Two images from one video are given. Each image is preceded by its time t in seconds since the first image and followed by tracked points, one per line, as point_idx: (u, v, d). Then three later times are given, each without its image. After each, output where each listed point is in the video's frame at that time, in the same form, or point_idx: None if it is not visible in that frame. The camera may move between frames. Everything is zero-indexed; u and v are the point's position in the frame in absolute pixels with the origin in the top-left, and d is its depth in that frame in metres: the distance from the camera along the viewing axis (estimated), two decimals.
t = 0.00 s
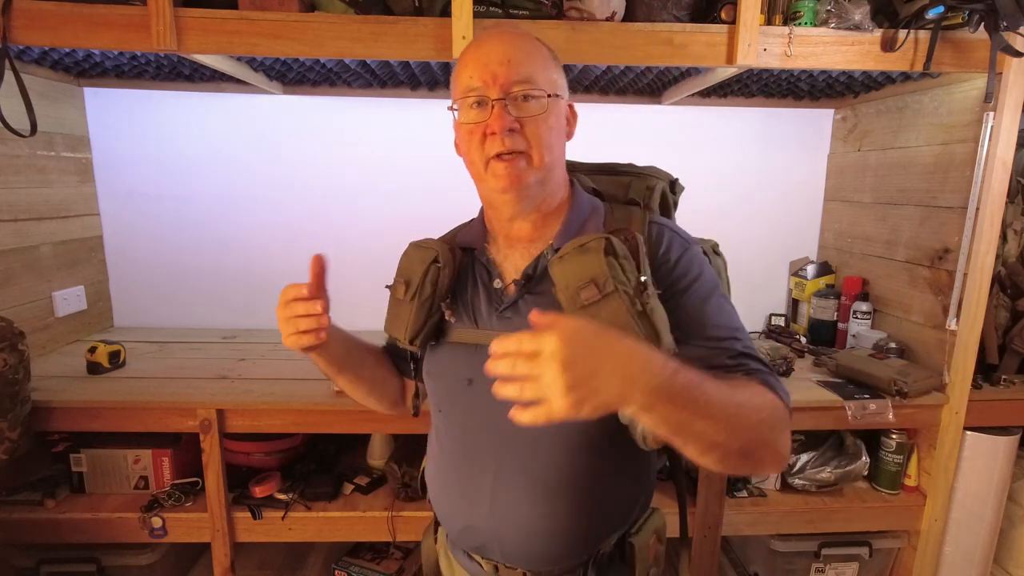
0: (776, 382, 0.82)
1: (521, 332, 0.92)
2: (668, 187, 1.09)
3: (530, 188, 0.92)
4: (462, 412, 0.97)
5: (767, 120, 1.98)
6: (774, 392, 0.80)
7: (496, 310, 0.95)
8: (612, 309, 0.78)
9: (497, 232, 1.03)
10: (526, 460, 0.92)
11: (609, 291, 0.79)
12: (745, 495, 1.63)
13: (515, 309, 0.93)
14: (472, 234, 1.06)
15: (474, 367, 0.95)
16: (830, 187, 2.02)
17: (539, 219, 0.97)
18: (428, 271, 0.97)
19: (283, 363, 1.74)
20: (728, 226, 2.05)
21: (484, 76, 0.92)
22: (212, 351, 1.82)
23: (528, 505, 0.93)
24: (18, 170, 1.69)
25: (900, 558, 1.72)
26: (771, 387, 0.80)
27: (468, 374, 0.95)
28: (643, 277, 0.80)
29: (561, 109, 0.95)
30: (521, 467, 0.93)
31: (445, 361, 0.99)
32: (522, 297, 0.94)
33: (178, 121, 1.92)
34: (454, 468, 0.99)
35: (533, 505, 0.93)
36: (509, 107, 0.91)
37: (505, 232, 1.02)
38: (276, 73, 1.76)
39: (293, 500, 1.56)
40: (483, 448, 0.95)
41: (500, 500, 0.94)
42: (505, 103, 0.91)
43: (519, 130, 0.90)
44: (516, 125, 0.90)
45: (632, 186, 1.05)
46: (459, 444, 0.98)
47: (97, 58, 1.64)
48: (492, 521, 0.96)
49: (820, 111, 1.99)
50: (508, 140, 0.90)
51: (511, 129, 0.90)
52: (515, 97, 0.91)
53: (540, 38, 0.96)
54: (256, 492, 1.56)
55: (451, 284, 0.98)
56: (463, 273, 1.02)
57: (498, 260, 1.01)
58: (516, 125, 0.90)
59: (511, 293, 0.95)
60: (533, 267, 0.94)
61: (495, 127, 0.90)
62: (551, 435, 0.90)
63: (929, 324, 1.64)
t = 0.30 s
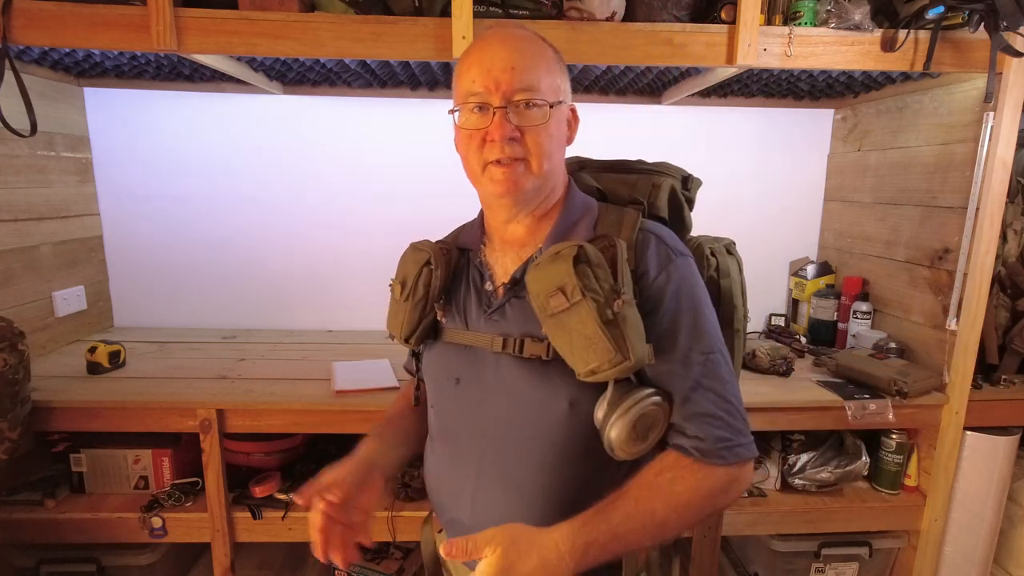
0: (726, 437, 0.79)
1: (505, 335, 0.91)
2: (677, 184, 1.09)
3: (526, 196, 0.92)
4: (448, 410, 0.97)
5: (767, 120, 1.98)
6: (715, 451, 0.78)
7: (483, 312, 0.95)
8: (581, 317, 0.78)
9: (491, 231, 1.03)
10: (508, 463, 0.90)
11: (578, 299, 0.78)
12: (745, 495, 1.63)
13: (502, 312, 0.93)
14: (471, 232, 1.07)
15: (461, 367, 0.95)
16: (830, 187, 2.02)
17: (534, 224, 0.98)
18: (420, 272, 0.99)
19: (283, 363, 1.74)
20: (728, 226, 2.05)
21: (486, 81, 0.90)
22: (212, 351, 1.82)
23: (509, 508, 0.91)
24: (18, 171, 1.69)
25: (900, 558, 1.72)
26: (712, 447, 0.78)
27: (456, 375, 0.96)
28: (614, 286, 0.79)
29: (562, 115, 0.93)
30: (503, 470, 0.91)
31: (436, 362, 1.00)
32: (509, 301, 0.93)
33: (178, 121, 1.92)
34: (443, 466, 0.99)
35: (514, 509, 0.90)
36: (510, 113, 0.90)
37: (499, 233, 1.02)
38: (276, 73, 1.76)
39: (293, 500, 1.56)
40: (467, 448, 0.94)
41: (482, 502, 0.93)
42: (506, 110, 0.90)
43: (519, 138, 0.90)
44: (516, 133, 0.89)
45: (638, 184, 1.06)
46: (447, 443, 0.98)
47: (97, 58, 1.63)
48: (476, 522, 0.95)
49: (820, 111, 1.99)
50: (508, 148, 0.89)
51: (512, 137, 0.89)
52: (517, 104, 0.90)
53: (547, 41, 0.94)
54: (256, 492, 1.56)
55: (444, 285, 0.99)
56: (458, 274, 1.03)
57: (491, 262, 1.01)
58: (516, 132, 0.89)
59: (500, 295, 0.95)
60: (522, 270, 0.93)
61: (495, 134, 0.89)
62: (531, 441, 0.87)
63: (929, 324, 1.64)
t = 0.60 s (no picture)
0: (723, 444, 0.79)
1: (501, 336, 0.91)
2: (682, 185, 1.08)
3: (526, 197, 0.92)
4: (444, 409, 0.97)
5: (767, 120, 1.98)
6: (712, 459, 0.78)
7: (481, 312, 0.95)
8: (576, 319, 0.78)
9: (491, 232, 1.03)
10: (502, 467, 0.90)
11: (573, 301, 0.78)
12: (745, 495, 1.63)
13: (499, 313, 0.93)
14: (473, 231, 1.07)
15: (457, 367, 0.95)
16: (830, 187, 2.02)
17: (534, 226, 0.97)
18: (419, 271, 0.99)
19: (283, 363, 1.74)
20: (728, 226, 2.05)
21: (487, 80, 0.90)
22: (212, 351, 1.82)
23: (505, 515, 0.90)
24: (18, 171, 1.69)
25: (900, 558, 1.72)
26: (710, 455, 0.78)
27: (452, 374, 0.96)
28: (610, 289, 0.79)
29: (564, 116, 0.93)
30: (495, 471, 0.90)
31: (433, 361, 1.00)
32: (506, 302, 0.93)
33: (177, 121, 1.92)
34: (438, 471, 0.99)
35: (505, 511, 0.90)
36: (511, 113, 0.90)
37: (501, 234, 1.02)
38: (276, 73, 1.76)
39: (293, 500, 1.56)
40: (463, 451, 0.94)
41: (473, 502, 0.93)
42: (506, 110, 0.89)
43: (519, 138, 0.89)
44: (517, 133, 0.89)
45: (642, 185, 1.06)
46: (442, 446, 0.97)
47: (97, 58, 1.63)
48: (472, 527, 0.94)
49: (820, 111, 1.99)
50: (508, 148, 0.89)
51: (512, 137, 0.89)
52: (518, 103, 0.90)
53: (550, 41, 0.93)
54: (256, 492, 1.56)
55: (442, 284, 1.00)
56: (456, 273, 1.03)
57: (490, 263, 1.01)
58: (517, 132, 0.89)
59: (498, 295, 0.94)
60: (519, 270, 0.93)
61: (495, 134, 0.89)
62: (527, 442, 0.87)
63: (929, 324, 1.64)
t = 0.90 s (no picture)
0: (727, 447, 0.79)
1: (496, 334, 0.91)
2: (684, 185, 1.08)
3: (536, 191, 0.92)
4: (438, 409, 0.97)
5: (767, 120, 1.98)
6: (718, 461, 0.78)
7: (476, 309, 0.94)
8: (573, 319, 0.78)
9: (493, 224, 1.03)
10: (496, 465, 0.89)
11: (569, 301, 0.78)
12: (745, 495, 1.62)
13: (495, 311, 0.92)
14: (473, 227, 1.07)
15: (451, 366, 0.95)
16: (830, 187, 2.02)
17: (538, 222, 0.97)
18: (414, 266, 0.99)
19: (283, 363, 1.74)
20: (727, 226, 2.05)
21: (515, 68, 0.90)
22: (212, 351, 1.83)
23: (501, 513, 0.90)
24: (18, 171, 1.69)
25: (900, 558, 1.72)
26: (717, 456, 0.78)
27: (445, 373, 0.96)
28: (608, 290, 0.79)
29: (583, 118, 0.95)
30: (489, 473, 0.90)
31: (428, 360, 1.00)
32: (502, 300, 0.92)
33: (177, 121, 1.92)
34: (432, 470, 0.98)
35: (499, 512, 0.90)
36: (534, 105, 0.90)
37: (502, 230, 1.02)
38: (276, 73, 1.76)
39: (293, 500, 1.56)
40: (457, 449, 0.94)
41: (467, 504, 0.93)
42: (531, 100, 0.90)
43: (540, 131, 0.90)
44: (537, 125, 0.90)
45: (644, 185, 1.06)
46: (436, 445, 0.97)
47: (97, 58, 1.63)
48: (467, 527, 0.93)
49: (820, 111, 1.99)
50: (527, 140, 0.89)
51: (533, 129, 0.89)
52: (542, 97, 0.90)
53: (579, 43, 0.95)
54: (256, 492, 1.56)
55: (436, 279, 0.99)
56: (452, 269, 1.03)
57: (488, 259, 1.01)
58: (537, 125, 0.90)
59: (493, 292, 0.94)
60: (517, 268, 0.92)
61: (517, 122, 0.89)
62: (522, 440, 0.87)
63: (929, 323, 1.64)
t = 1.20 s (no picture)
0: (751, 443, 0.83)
1: (507, 335, 0.91)
2: (689, 189, 1.08)
3: (553, 189, 0.92)
4: (442, 411, 0.97)
5: (767, 120, 1.98)
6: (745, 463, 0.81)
7: (484, 309, 0.95)
8: (595, 323, 0.78)
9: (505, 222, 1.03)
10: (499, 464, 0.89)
11: (593, 305, 0.78)
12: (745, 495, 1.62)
13: (504, 312, 0.93)
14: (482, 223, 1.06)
15: (456, 367, 0.95)
16: (830, 187, 2.02)
17: (552, 220, 0.98)
18: (419, 262, 0.98)
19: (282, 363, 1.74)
20: (727, 225, 2.05)
21: (539, 62, 0.90)
22: (212, 351, 1.82)
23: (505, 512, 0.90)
24: (18, 171, 1.69)
25: (900, 558, 1.72)
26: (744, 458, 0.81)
27: (451, 374, 0.96)
28: (632, 296, 0.79)
29: (604, 117, 0.95)
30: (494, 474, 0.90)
31: (431, 361, 1.00)
32: (512, 301, 0.93)
33: (177, 121, 1.92)
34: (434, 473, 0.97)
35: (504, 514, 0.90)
36: (557, 101, 0.90)
37: (514, 227, 1.02)
38: (276, 73, 1.76)
39: (293, 500, 1.56)
40: (460, 449, 0.93)
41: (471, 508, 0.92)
42: (553, 97, 0.90)
43: (561, 128, 0.90)
44: (559, 122, 0.90)
45: (652, 187, 1.06)
46: (438, 446, 0.97)
47: (97, 57, 1.63)
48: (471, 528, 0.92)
49: (820, 111, 1.99)
50: (547, 136, 0.89)
51: (554, 126, 0.89)
52: (565, 93, 0.90)
53: (601, 41, 0.95)
54: (256, 492, 1.56)
55: (443, 277, 0.99)
56: (457, 266, 1.03)
57: (498, 258, 1.01)
58: (559, 122, 0.90)
59: (503, 293, 0.94)
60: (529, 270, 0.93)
61: (539, 118, 0.89)
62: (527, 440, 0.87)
63: (929, 324, 1.64)
